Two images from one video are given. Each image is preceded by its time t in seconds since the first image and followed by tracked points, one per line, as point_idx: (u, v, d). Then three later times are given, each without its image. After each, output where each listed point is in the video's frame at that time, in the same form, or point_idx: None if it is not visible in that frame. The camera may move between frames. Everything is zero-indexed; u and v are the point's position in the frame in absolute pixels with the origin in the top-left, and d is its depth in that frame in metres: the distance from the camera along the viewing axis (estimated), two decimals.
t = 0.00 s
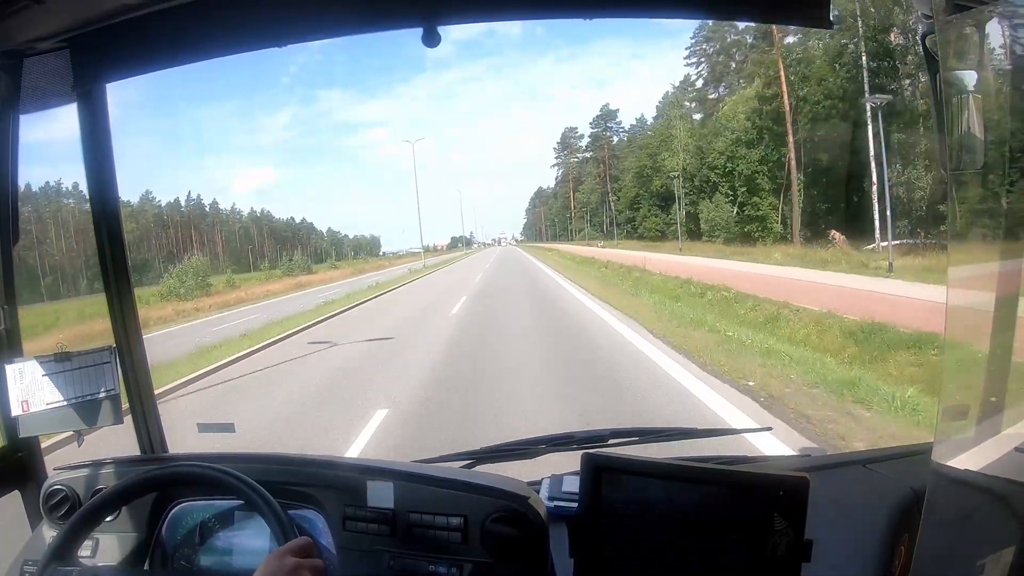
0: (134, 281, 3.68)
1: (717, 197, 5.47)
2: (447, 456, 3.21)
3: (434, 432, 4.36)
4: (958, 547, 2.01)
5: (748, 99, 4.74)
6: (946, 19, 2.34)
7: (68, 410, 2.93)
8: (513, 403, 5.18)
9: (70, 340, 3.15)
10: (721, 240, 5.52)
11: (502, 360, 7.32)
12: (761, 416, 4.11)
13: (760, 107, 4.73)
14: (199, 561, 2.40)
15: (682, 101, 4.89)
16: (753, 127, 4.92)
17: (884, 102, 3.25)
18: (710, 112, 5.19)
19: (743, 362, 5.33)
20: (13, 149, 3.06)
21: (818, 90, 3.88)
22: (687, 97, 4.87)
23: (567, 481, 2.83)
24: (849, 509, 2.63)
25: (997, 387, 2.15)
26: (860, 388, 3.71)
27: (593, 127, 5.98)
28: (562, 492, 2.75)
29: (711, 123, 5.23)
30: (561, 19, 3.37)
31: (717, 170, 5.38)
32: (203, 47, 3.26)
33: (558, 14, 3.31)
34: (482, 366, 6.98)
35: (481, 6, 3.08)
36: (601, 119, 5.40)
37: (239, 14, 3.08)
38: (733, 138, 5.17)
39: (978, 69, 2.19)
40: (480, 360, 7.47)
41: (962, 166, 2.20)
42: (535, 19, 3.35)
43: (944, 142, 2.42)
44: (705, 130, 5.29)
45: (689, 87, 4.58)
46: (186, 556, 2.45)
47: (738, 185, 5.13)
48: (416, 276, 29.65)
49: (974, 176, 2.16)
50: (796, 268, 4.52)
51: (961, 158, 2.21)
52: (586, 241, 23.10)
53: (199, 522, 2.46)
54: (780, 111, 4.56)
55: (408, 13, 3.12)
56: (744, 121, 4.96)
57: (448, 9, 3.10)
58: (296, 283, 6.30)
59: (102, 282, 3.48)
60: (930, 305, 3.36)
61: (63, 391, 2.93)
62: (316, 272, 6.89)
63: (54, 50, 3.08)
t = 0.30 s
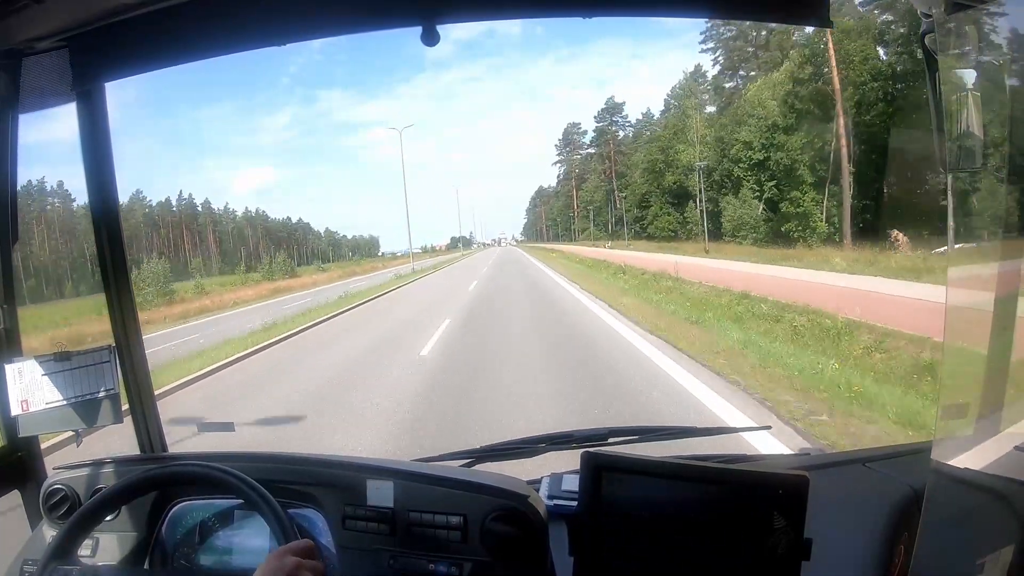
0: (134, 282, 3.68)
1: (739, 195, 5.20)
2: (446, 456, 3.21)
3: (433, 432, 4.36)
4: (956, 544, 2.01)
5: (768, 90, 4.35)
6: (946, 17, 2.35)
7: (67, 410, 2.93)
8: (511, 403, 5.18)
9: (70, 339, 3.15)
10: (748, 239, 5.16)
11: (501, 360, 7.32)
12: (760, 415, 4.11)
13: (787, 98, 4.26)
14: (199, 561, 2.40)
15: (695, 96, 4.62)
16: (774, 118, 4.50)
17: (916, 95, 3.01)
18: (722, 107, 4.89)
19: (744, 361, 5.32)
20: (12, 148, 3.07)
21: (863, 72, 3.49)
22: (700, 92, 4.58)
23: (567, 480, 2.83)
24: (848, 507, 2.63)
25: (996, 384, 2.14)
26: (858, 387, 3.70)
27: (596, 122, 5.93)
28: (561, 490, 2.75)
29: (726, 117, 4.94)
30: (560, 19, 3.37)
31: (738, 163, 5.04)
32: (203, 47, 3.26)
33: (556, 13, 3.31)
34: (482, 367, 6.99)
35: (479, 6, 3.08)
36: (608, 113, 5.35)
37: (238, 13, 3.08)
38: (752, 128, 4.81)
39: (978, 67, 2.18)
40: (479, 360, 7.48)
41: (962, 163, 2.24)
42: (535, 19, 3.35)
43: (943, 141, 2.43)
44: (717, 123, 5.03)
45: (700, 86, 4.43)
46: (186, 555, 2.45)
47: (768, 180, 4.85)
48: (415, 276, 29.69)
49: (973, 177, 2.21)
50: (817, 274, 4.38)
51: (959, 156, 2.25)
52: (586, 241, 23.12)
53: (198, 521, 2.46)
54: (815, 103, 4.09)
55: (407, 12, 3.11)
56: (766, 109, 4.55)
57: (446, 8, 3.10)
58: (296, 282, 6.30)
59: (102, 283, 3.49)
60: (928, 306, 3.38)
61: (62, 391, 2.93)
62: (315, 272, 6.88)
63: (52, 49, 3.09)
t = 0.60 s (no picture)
0: (133, 284, 3.68)
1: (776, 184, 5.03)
2: (446, 456, 3.21)
3: (432, 432, 4.36)
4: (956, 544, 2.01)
5: (803, 72, 3.94)
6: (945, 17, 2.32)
7: (67, 410, 2.93)
8: (511, 404, 5.18)
9: (69, 340, 3.15)
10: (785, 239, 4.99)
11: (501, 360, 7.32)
12: (760, 416, 4.11)
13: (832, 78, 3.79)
14: (199, 561, 2.40)
15: (714, 82, 4.37)
16: (810, 102, 4.20)
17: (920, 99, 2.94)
18: (747, 94, 4.68)
19: (744, 361, 5.32)
20: (12, 148, 3.07)
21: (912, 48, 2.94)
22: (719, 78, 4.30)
23: (567, 480, 2.83)
24: (847, 507, 2.63)
25: (995, 384, 2.13)
26: (857, 388, 3.70)
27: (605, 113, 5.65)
28: (561, 490, 2.75)
29: (756, 102, 4.67)
30: (560, 19, 3.36)
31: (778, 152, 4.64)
32: (203, 47, 3.26)
33: (555, 12, 3.30)
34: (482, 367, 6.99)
35: (479, 6, 3.08)
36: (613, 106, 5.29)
37: (237, 13, 3.07)
38: (786, 115, 4.47)
39: (978, 68, 2.15)
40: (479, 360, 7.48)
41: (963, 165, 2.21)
42: (535, 19, 3.35)
43: (941, 142, 2.43)
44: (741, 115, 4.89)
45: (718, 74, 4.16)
46: (185, 555, 2.45)
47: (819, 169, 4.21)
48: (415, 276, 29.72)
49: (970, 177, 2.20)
50: (849, 278, 4.14)
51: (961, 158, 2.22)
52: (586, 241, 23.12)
53: (198, 521, 2.46)
54: (866, 83, 3.60)
55: (407, 12, 3.11)
56: (802, 92, 4.21)
57: (446, 8, 3.09)
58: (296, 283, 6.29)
59: (103, 285, 3.49)
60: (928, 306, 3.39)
61: (62, 391, 2.93)
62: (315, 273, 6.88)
63: (52, 49, 3.09)
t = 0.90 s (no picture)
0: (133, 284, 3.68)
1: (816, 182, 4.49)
2: (445, 457, 3.21)
3: (432, 432, 4.38)
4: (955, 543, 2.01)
5: (844, 49, 3.54)
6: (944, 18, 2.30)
7: (67, 410, 2.93)
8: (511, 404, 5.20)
9: (69, 341, 3.15)
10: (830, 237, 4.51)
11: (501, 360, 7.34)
12: (760, 416, 4.11)
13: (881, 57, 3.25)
14: (199, 561, 2.40)
15: (736, 72, 3.91)
16: (852, 83, 3.81)
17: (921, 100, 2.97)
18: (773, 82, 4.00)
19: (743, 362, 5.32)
20: (12, 149, 3.07)
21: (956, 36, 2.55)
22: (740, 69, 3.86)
23: (567, 480, 2.83)
24: (847, 507, 2.63)
25: (995, 383, 2.12)
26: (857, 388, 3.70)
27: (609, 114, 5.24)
28: (560, 491, 2.75)
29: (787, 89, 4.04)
30: (559, 19, 3.36)
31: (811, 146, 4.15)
32: (203, 47, 3.26)
33: (554, 12, 3.29)
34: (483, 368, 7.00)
35: (478, 6, 3.08)
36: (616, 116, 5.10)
37: (237, 13, 3.08)
38: (826, 98, 4.05)
39: (977, 68, 2.16)
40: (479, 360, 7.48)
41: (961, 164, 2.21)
42: (535, 19, 3.34)
43: (943, 141, 2.43)
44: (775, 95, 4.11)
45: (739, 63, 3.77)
46: (185, 556, 2.45)
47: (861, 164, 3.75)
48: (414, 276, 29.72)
49: (971, 176, 2.18)
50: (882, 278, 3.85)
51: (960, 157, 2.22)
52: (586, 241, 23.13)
53: (197, 522, 2.46)
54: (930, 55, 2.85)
55: (407, 12, 3.11)
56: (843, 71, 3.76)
57: (445, 8, 3.09)
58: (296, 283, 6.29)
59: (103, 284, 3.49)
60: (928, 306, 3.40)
61: (62, 391, 2.93)
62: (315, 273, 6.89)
63: (52, 50, 3.09)
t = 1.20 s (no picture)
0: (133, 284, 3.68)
1: (878, 171, 3.56)
2: (445, 457, 3.21)
3: (431, 432, 4.39)
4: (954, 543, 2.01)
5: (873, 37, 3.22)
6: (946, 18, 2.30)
7: (67, 410, 2.93)
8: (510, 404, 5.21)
9: (68, 341, 3.15)
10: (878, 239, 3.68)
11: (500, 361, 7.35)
12: (760, 416, 4.11)
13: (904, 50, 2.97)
14: (198, 561, 2.39)
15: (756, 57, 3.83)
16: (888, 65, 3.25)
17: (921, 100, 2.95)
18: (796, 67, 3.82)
19: (743, 362, 5.32)
20: (12, 148, 3.07)
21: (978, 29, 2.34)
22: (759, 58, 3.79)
23: (566, 480, 2.83)
24: (847, 508, 2.63)
25: (996, 384, 2.12)
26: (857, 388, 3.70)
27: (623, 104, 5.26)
28: (560, 490, 2.75)
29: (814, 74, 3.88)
30: (560, 19, 3.36)
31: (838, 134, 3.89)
32: (203, 47, 3.26)
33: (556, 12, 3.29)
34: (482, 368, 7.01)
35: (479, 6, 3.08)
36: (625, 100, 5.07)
37: (237, 12, 3.08)
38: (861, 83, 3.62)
39: (977, 68, 2.17)
40: (478, 360, 7.48)
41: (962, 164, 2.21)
42: (535, 19, 3.34)
43: (942, 142, 2.43)
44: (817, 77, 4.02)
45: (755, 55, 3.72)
46: (184, 555, 2.45)
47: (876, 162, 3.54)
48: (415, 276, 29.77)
49: (972, 176, 2.17)
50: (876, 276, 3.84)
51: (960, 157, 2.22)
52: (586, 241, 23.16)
53: (197, 521, 2.46)
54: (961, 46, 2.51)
55: (407, 12, 3.11)
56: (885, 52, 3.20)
57: (445, 8, 3.09)
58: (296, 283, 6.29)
59: (102, 284, 3.49)
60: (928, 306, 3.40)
61: (61, 391, 2.92)
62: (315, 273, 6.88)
63: (52, 49, 3.09)
